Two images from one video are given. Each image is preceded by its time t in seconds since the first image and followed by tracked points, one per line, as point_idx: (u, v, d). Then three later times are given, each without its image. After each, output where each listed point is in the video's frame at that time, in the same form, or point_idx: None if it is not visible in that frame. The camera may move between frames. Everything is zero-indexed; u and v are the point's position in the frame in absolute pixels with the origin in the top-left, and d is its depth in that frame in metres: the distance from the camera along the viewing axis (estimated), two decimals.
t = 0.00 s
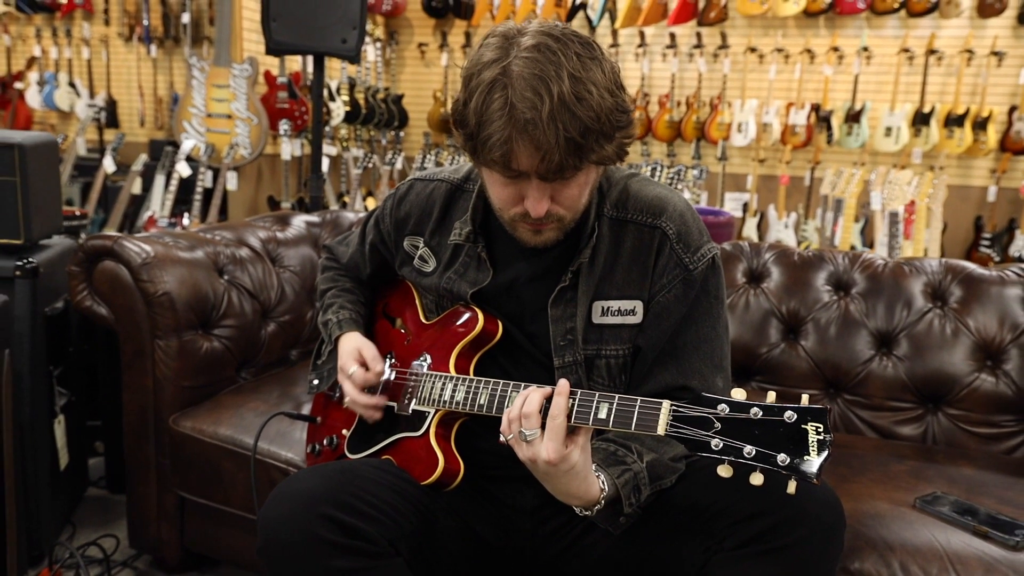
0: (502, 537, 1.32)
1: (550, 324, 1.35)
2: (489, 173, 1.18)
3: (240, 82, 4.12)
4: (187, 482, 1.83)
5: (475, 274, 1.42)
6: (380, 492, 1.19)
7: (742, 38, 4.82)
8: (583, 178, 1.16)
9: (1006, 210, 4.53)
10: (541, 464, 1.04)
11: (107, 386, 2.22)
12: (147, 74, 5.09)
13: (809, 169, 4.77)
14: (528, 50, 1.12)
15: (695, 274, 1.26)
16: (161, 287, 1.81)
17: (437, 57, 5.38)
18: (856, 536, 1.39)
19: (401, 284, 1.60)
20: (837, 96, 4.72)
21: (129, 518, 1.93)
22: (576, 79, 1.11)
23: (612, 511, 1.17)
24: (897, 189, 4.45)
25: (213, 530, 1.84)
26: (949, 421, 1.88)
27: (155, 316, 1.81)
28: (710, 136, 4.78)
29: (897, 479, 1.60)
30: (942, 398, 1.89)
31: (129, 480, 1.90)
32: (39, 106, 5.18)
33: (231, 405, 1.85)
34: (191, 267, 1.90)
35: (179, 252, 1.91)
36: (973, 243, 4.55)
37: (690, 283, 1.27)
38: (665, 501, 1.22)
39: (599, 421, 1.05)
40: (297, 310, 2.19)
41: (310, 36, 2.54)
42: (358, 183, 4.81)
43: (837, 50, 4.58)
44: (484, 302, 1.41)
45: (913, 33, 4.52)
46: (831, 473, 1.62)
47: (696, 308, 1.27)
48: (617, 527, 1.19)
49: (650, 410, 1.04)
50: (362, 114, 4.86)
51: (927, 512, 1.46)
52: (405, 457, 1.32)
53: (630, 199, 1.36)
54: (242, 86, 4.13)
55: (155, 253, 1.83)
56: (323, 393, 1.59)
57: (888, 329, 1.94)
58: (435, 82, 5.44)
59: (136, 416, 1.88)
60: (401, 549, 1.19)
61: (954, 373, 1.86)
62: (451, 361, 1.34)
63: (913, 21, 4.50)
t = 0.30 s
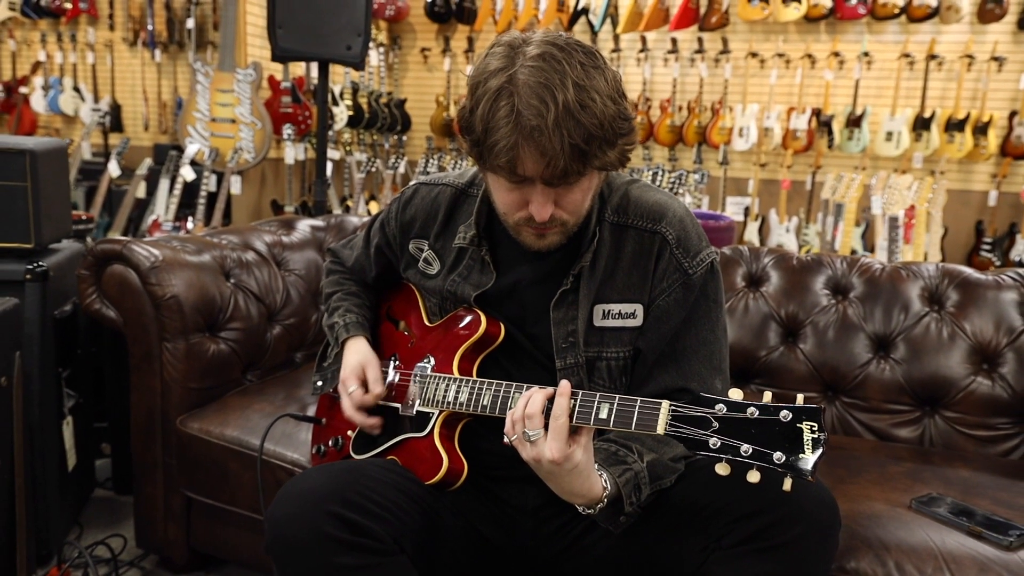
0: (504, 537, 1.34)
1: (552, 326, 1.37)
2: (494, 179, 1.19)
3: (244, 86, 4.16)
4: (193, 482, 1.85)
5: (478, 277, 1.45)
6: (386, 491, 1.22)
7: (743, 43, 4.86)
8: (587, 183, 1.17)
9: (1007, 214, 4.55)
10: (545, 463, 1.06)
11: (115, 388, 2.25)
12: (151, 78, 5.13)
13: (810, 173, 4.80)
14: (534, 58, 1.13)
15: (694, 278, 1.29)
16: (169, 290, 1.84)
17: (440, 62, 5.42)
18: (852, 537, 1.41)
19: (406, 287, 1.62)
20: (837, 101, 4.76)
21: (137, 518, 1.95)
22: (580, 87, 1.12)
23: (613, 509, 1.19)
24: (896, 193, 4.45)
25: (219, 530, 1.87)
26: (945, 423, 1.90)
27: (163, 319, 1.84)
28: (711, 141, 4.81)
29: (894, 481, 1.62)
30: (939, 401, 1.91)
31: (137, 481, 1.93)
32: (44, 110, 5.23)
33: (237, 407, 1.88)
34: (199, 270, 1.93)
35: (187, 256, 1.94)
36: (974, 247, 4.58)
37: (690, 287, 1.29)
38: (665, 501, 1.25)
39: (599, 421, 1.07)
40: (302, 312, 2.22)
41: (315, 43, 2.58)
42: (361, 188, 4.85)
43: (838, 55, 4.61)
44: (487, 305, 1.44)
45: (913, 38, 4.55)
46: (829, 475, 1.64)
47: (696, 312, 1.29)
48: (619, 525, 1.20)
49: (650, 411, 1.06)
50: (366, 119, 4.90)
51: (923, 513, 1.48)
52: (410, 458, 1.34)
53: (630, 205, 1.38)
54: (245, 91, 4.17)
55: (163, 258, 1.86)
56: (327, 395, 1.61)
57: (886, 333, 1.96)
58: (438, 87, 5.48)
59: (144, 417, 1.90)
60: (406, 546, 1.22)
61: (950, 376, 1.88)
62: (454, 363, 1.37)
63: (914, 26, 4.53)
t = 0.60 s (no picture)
0: (508, 536, 1.36)
1: (555, 329, 1.39)
2: (494, 184, 1.19)
3: (251, 90, 4.19)
4: (200, 482, 1.87)
5: (481, 279, 1.46)
6: (390, 491, 1.23)
7: (748, 47, 4.88)
8: (585, 189, 1.18)
9: (1013, 217, 4.55)
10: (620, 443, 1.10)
11: (123, 389, 2.27)
12: (158, 82, 5.17)
13: (815, 176, 4.81)
14: (532, 66, 1.14)
15: (700, 281, 1.30)
16: (177, 292, 1.86)
17: (445, 65, 5.44)
18: (853, 538, 1.42)
19: (410, 290, 1.64)
20: (842, 104, 4.77)
21: (144, 518, 1.97)
22: (578, 94, 1.13)
23: (618, 495, 1.28)
24: (901, 196, 4.40)
25: (226, 530, 1.89)
26: (948, 426, 1.91)
27: (171, 321, 1.86)
28: (716, 144, 4.82)
29: (896, 483, 1.63)
30: (941, 404, 1.92)
31: (145, 482, 1.95)
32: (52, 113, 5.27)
33: (244, 408, 1.90)
34: (206, 273, 1.95)
35: (195, 258, 1.96)
36: (979, 250, 4.58)
37: (697, 289, 1.30)
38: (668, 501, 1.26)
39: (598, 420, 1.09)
40: (309, 315, 2.24)
41: (322, 47, 2.59)
42: (366, 191, 4.87)
43: (843, 58, 4.62)
44: (490, 307, 1.45)
45: (918, 41, 4.56)
46: (830, 476, 1.66)
47: (704, 313, 1.30)
48: (619, 519, 1.28)
49: (646, 409, 1.07)
50: (371, 122, 4.92)
51: (925, 515, 1.48)
52: (414, 456, 1.36)
53: (634, 209, 1.39)
54: (252, 94, 4.20)
55: (171, 260, 1.89)
56: (333, 396, 1.63)
57: (888, 336, 1.97)
58: (443, 90, 5.50)
59: (151, 418, 1.92)
60: (411, 545, 1.23)
61: (953, 379, 1.89)
62: (457, 364, 1.38)
63: (918, 29, 4.55)
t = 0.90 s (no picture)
0: (509, 537, 1.35)
1: (555, 331, 1.39)
2: (495, 185, 1.19)
3: (253, 92, 4.17)
4: (202, 484, 1.88)
5: (482, 281, 1.46)
6: (390, 493, 1.23)
7: (751, 49, 4.86)
8: (585, 190, 1.18)
9: (1016, 220, 4.54)
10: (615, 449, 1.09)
11: (125, 390, 2.28)
12: (162, 84, 5.18)
13: (818, 179, 4.81)
14: (534, 67, 1.14)
15: (698, 284, 1.30)
16: (179, 294, 1.86)
17: (448, 67, 5.45)
18: (854, 541, 1.42)
19: (411, 292, 1.64)
20: (845, 107, 4.77)
21: (146, 519, 1.98)
22: (579, 96, 1.12)
23: (614, 499, 1.27)
24: (903, 199, 4.41)
25: (227, 531, 1.89)
26: (950, 429, 1.90)
27: (173, 322, 1.87)
28: (719, 146, 4.82)
29: (896, 486, 1.63)
30: (943, 407, 1.92)
31: (147, 483, 1.95)
32: (56, 115, 5.29)
33: (246, 409, 1.91)
34: (208, 275, 1.95)
35: (197, 260, 1.96)
36: (983, 253, 4.57)
37: (695, 293, 1.31)
38: (667, 503, 1.26)
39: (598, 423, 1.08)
40: (310, 316, 2.24)
41: (324, 49, 2.60)
42: (369, 192, 4.89)
43: (846, 60, 4.62)
44: (491, 309, 1.46)
45: (922, 44, 4.56)
46: (831, 480, 1.65)
47: (702, 317, 1.31)
48: (615, 523, 1.28)
49: (646, 412, 1.05)
50: (374, 124, 4.93)
51: (924, 518, 1.48)
52: (414, 459, 1.36)
53: (634, 211, 1.39)
54: (255, 96, 4.19)
55: (173, 262, 1.89)
56: (334, 398, 1.64)
57: (890, 339, 1.97)
58: (447, 92, 5.51)
59: (153, 420, 1.93)
60: (410, 547, 1.23)
61: (954, 382, 1.89)
62: (458, 366, 1.39)
63: (922, 32, 4.54)
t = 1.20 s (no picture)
0: (510, 537, 1.35)
1: (556, 331, 1.39)
2: (495, 185, 1.19)
3: (263, 93, 4.20)
4: (206, 482, 1.89)
5: (484, 281, 1.46)
6: (391, 492, 1.23)
7: (760, 50, 4.85)
8: (586, 191, 1.17)
9: None
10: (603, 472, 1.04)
11: (131, 389, 2.29)
12: (172, 85, 5.22)
13: (827, 180, 4.79)
14: (534, 68, 1.14)
15: (699, 284, 1.30)
16: (183, 293, 1.87)
17: (456, 69, 5.46)
18: (856, 543, 1.41)
19: (414, 292, 1.64)
20: (855, 107, 4.75)
21: (151, 517, 1.99)
22: (579, 97, 1.12)
23: (620, 511, 1.24)
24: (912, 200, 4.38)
25: (231, 530, 1.90)
26: (955, 431, 1.89)
27: (178, 322, 1.88)
28: (727, 147, 4.81)
29: (900, 488, 1.62)
30: (948, 409, 1.91)
31: (152, 481, 1.96)
32: (68, 116, 5.34)
33: (250, 408, 1.91)
34: (213, 275, 1.96)
35: (202, 260, 1.97)
36: (994, 255, 4.54)
37: (695, 293, 1.30)
38: (669, 503, 1.25)
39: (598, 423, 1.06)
40: (315, 316, 2.25)
41: (330, 51, 2.61)
42: (377, 193, 4.90)
43: (855, 61, 4.61)
44: (492, 309, 1.46)
45: (931, 44, 4.53)
46: (834, 481, 1.65)
47: (703, 318, 1.30)
48: (626, 535, 1.24)
49: (645, 412, 1.04)
50: (382, 125, 4.95)
51: (928, 520, 1.47)
52: (417, 458, 1.37)
53: (634, 212, 1.39)
54: (264, 98, 4.22)
55: (177, 262, 1.90)
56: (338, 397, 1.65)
57: (895, 340, 1.96)
58: (455, 93, 5.52)
59: (158, 418, 1.94)
60: (410, 546, 1.23)
61: (959, 384, 1.87)
62: (460, 366, 1.39)
63: (932, 32, 4.51)
